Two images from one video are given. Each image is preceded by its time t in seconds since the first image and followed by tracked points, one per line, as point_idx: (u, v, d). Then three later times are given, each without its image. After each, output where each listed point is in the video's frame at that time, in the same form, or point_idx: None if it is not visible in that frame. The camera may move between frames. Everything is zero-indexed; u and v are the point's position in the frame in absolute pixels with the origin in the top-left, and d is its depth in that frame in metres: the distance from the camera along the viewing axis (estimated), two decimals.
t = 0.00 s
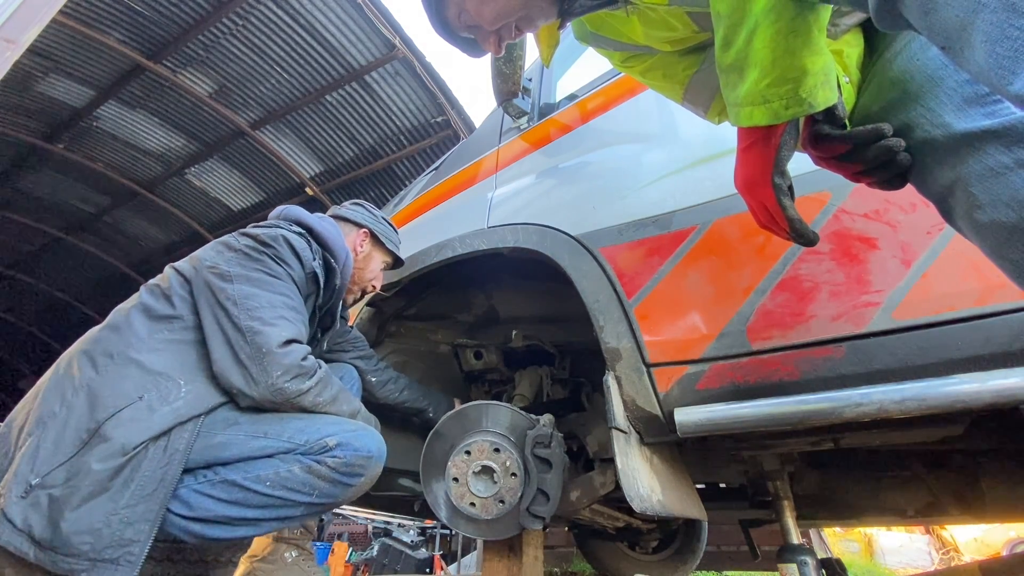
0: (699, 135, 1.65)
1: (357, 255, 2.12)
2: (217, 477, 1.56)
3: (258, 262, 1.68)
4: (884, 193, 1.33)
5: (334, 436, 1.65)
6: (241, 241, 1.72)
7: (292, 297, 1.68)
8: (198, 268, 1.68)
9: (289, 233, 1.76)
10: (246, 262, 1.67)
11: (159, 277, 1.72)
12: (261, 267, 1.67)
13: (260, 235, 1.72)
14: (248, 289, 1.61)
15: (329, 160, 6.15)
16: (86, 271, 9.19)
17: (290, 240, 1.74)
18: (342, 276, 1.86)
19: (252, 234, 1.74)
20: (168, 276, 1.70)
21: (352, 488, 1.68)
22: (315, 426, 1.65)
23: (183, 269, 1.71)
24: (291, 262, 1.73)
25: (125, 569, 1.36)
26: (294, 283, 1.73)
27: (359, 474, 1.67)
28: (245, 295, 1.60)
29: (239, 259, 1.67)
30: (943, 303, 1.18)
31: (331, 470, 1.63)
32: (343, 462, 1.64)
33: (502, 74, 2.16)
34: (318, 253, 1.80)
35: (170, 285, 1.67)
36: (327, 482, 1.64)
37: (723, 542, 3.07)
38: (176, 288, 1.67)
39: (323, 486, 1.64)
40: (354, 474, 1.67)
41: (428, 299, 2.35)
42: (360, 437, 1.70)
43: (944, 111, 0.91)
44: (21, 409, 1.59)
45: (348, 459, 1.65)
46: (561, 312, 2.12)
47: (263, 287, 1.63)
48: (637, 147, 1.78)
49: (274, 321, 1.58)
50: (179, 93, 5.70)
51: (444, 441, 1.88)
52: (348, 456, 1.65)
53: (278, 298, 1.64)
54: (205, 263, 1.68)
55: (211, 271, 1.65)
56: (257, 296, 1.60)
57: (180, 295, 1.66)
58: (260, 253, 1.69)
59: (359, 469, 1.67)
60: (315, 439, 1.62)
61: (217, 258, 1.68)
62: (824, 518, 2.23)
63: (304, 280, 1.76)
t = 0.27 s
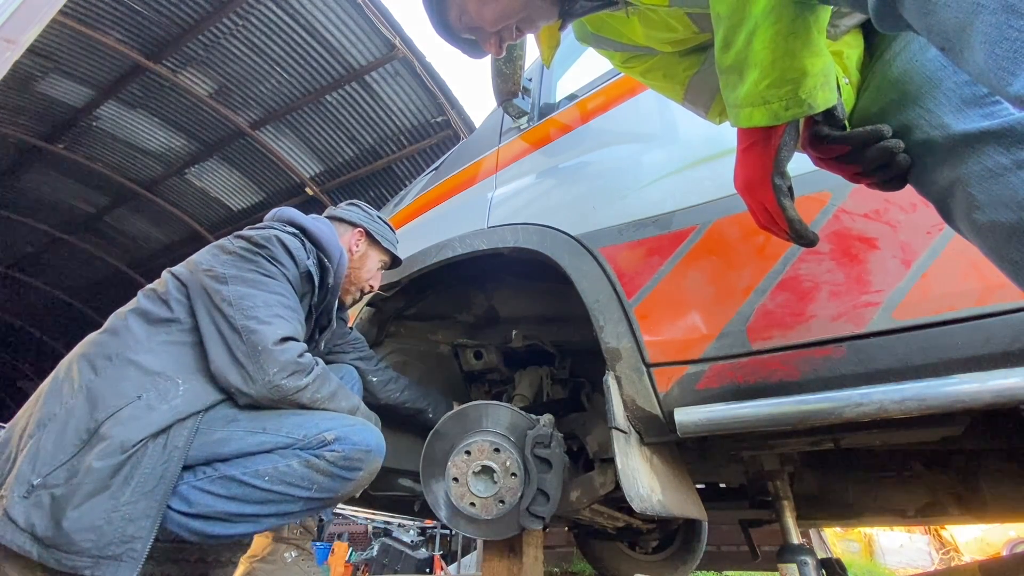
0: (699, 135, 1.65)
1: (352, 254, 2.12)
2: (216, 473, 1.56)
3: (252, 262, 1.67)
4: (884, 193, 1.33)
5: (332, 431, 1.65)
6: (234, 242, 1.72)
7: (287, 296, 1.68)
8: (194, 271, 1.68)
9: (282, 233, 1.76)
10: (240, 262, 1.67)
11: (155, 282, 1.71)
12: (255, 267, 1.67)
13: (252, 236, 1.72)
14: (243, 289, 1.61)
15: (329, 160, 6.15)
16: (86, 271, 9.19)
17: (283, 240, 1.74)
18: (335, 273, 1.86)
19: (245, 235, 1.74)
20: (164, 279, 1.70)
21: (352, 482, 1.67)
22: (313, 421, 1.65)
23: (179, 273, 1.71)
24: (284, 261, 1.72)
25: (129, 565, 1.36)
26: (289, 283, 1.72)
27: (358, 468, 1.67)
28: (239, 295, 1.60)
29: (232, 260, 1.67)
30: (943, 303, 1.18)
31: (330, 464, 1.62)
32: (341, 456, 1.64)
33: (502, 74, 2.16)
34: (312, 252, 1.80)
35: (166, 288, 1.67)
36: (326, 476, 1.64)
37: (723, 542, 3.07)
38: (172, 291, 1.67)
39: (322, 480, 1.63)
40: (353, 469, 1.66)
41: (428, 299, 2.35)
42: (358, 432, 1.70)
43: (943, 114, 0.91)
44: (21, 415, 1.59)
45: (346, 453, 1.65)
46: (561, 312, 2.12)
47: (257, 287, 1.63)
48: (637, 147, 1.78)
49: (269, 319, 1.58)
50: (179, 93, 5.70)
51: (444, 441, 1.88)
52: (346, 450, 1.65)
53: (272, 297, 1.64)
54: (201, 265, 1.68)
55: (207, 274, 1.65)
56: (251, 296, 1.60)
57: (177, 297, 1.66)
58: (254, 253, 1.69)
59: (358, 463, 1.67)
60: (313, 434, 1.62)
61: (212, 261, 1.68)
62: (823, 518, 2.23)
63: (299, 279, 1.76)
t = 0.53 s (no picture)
0: (699, 135, 1.65)
1: (351, 253, 2.12)
2: (215, 473, 1.56)
3: (250, 261, 1.67)
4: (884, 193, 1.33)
5: (331, 430, 1.65)
6: (233, 241, 1.71)
7: (286, 295, 1.68)
8: (193, 271, 1.68)
9: (280, 233, 1.76)
10: (238, 261, 1.67)
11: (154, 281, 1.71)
12: (254, 266, 1.67)
13: (250, 235, 1.72)
14: (241, 288, 1.61)
15: (328, 160, 6.15)
16: (86, 271, 9.19)
17: (282, 239, 1.74)
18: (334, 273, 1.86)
19: (243, 234, 1.73)
20: (163, 278, 1.70)
21: (351, 482, 1.67)
22: (313, 420, 1.65)
23: (177, 272, 1.71)
24: (283, 260, 1.72)
25: (127, 565, 1.36)
26: (287, 281, 1.72)
27: (357, 468, 1.67)
28: (238, 294, 1.60)
29: (231, 260, 1.67)
30: (943, 303, 1.18)
31: (329, 464, 1.62)
32: (340, 456, 1.64)
33: (502, 75, 2.16)
34: (310, 251, 1.81)
35: (164, 288, 1.67)
36: (325, 476, 1.64)
37: (723, 543, 3.07)
38: (171, 291, 1.66)
39: (321, 480, 1.63)
40: (352, 468, 1.66)
41: (428, 299, 2.35)
42: (358, 431, 1.69)
43: (943, 114, 0.91)
44: (20, 414, 1.58)
45: (346, 453, 1.64)
46: (561, 312, 2.12)
47: (256, 286, 1.63)
48: (637, 147, 1.78)
49: (268, 319, 1.58)
50: (179, 93, 5.70)
51: (444, 441, 1.88)
52: (345, 450, 1.65)
53: (271, 295, 1.63)
54: (200, 265, 1.68)
55: (205, 273, 1.65)
56: (250, 295, 1.60)
57: (175, 297, 1.66)
58: (252, 252, 1.69)
59: (357, 463, 1.67)
60: (313, 434, 1.62)
61: (210, 260, 1.68)
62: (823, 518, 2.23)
63: (297, 279, 1.76)
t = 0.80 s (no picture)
0: (699, 135, 1.65)
1: (354, 254, 2.13)
2: (216, 474, 1.56)
3: (253, 263, 1.67)
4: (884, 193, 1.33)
5: (333, 433, 1.65)
6: (235, 244, 1.72)
7: (288, 298, 1.68)
8: (195, 273, 1.68)
9: (283, 235, 1.76)
10: (241, 264, 1.67)
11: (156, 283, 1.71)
12: (256, 268, 1.67)
13: (253, 237, 1.72)
14: (244, 291, 1.61)
15: (329, 161, 6.15)
16: (86, 270, 9.19)
17: (284, 241, 1.74)
18: (336, 277, 1.86)
19: (245, 236, 1.74)
20: (165, 280, 1.70)
21: (351, 485, 1.67)
22: (314, 423, 1.65)
23: (179, 274, 1.71)
24: (285, 263, 1.72)
25: (127, 566, 1.36)
26: (289, 284, 1.72)
27: (357, 470, 1.67)
28: (240, 297, 1.60)
29: (233, 262, 1.67)
30: (943, 303, 1.18)
31: (329, 466, 1.63)
32: (341, 458, 1.64)
33: (502, 75, 2.15)
34: (313, 255, 1.80)
35: (167, 290, 1.67)
36: (326, 479, 1.64)
37: (723, 543, 3.07)
38: (173, 292, 1.66)
39: (321, 483, 1.63)
40: (353, 471, 1.66)
41: (428, 299, 2.35)
42: (359, 433, 1.69)
43: (942, 115, 0.91)
44: (20, 414, 1.59)
45: (346, 455, 1.65)
46: (561, 312, 2.12)
47: (258, 288, 1.63)
48: (637, 147, 1.78)
49: (270, 322, 1.58)
50: (179, 93, 5.70)
51: (444, 441, 1.89)
52: (346, 452, 1.65)
53: (273, 299, 1.63)
54: (202, 267, 1.68)
55: (208, 275, 1.65)
56: (253, 298, 1.60)
57: (178, 299, 1.66)
58: (255, 255, 1.69)
59: (358, 466, 1.67)
60: (314, 436, 1.62)
61: (212, 262, 1.68)
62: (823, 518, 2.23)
63: (299, 281, 1.76)
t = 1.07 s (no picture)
0: (699, 135, 1.65)
1: (354, 254, 2.13)
2: (217, 475, 1.56)
3: (255, 264, 1.67)
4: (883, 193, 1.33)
5: (334, 434, 1.65)
6: (237, 244, 1.71)
7: (290, 299, 1.68)
8: (196, 273, 1.68)
9: (285, 236, 1.76)
10: (243, 264, 1.67)
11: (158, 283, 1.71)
12: (259, 269, 1.67)
13: (255, 237, 1.72)
14: (246, 292, 1.61)
15: (329, 160, 6.15)
16: (86, 270, 9.19)
17: (286, 242, 1.74)
18: (337, 278, 1.86)
19: (247, 237, 1.73)
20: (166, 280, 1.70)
21: (352, 486, 1.67)
22: (315, 424, 1.65)
23: (181, 274, 1.71)
24: (287, 264, 1.72)
25: (128, 567, 1.37)
26: (291, 285, 1.72)
27: (358, 472, 1.67)
28: (242, 297, 1.60)
29: (235, 263, 1.67)
30: (943, 303, 1.18)
31: (330, 467, 1.62)
32: (342, 459, 1.64)
33: (502, 75, 2.15)
34: (315, 255, 1.80)
35: (168, 290, 1.67)
36: (327, 480, 1.64)
37: (724, 542, 3.07)
38: (175, 293, 1.66)
39: (322, 484, 1.63)
40: (354, 472, 1.66)
41: (428, 298, 2.35)
42: (360, 435, 1.69)
43: (941, 115, 0.91)
44: (21, 414, 1.59)
45: (347, 457, 1.64)
46: (561, 312, 2.12)
47: (260, 289, 1.63)
48: (637, 147, 1.78)
49: (273, 322, 1.58)
50: (179, 93, 5.70)
51: (445, 441, 1.89)
52: (347, 453, 1.65)
53: (275, 300, 1.63)
54: (204, 267, 1.68)
55: (209, 276, 1.65)
56: (255, 298, 1.60)
57: (179, 299, 1.66)
58: (256, 256, 1.69)
59: (359, 467, 1.67)
60: (315, 437, 1.62)
61: (214, 262, 1.68)
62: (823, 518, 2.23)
63: (302, 282, 1.76)
